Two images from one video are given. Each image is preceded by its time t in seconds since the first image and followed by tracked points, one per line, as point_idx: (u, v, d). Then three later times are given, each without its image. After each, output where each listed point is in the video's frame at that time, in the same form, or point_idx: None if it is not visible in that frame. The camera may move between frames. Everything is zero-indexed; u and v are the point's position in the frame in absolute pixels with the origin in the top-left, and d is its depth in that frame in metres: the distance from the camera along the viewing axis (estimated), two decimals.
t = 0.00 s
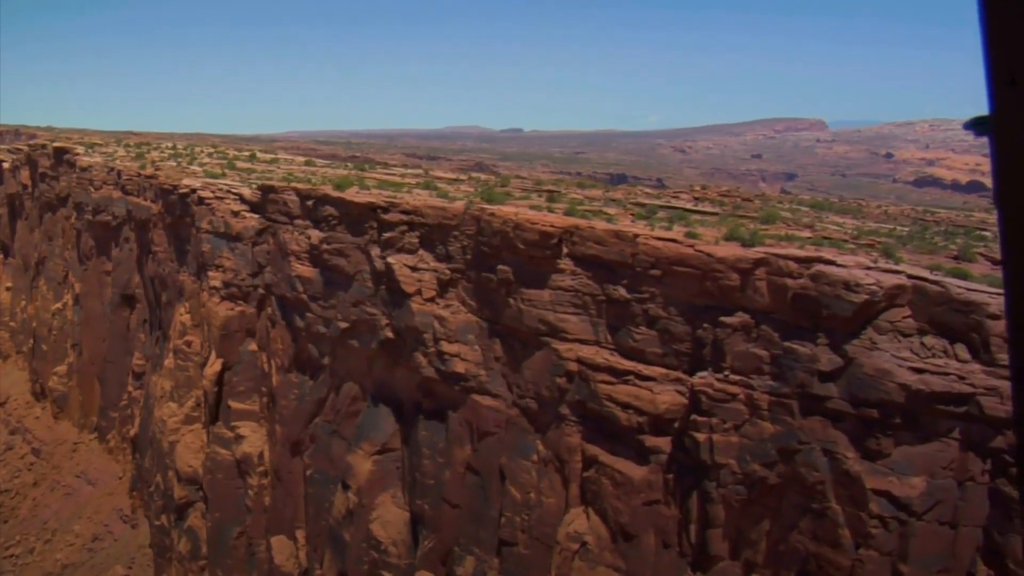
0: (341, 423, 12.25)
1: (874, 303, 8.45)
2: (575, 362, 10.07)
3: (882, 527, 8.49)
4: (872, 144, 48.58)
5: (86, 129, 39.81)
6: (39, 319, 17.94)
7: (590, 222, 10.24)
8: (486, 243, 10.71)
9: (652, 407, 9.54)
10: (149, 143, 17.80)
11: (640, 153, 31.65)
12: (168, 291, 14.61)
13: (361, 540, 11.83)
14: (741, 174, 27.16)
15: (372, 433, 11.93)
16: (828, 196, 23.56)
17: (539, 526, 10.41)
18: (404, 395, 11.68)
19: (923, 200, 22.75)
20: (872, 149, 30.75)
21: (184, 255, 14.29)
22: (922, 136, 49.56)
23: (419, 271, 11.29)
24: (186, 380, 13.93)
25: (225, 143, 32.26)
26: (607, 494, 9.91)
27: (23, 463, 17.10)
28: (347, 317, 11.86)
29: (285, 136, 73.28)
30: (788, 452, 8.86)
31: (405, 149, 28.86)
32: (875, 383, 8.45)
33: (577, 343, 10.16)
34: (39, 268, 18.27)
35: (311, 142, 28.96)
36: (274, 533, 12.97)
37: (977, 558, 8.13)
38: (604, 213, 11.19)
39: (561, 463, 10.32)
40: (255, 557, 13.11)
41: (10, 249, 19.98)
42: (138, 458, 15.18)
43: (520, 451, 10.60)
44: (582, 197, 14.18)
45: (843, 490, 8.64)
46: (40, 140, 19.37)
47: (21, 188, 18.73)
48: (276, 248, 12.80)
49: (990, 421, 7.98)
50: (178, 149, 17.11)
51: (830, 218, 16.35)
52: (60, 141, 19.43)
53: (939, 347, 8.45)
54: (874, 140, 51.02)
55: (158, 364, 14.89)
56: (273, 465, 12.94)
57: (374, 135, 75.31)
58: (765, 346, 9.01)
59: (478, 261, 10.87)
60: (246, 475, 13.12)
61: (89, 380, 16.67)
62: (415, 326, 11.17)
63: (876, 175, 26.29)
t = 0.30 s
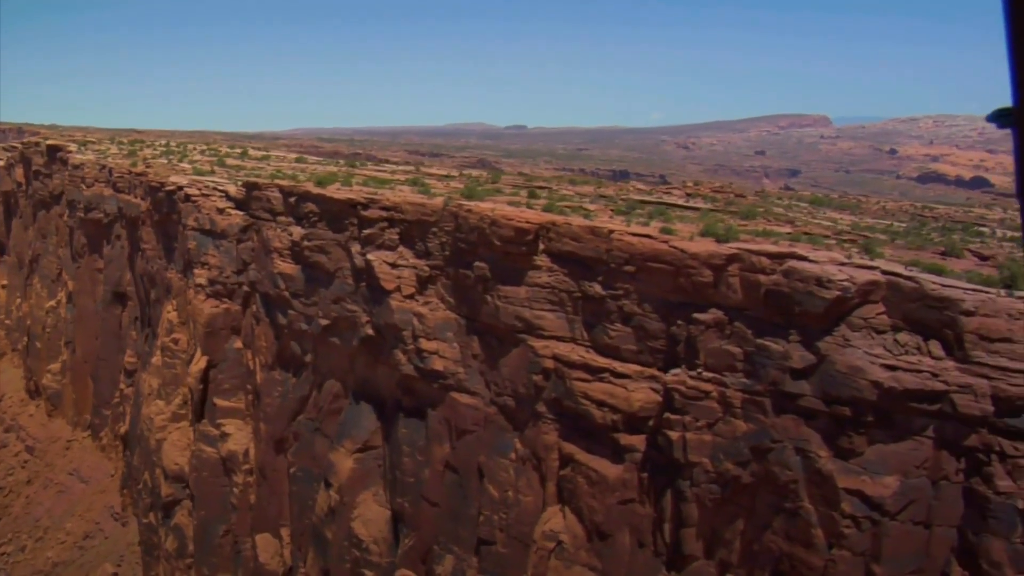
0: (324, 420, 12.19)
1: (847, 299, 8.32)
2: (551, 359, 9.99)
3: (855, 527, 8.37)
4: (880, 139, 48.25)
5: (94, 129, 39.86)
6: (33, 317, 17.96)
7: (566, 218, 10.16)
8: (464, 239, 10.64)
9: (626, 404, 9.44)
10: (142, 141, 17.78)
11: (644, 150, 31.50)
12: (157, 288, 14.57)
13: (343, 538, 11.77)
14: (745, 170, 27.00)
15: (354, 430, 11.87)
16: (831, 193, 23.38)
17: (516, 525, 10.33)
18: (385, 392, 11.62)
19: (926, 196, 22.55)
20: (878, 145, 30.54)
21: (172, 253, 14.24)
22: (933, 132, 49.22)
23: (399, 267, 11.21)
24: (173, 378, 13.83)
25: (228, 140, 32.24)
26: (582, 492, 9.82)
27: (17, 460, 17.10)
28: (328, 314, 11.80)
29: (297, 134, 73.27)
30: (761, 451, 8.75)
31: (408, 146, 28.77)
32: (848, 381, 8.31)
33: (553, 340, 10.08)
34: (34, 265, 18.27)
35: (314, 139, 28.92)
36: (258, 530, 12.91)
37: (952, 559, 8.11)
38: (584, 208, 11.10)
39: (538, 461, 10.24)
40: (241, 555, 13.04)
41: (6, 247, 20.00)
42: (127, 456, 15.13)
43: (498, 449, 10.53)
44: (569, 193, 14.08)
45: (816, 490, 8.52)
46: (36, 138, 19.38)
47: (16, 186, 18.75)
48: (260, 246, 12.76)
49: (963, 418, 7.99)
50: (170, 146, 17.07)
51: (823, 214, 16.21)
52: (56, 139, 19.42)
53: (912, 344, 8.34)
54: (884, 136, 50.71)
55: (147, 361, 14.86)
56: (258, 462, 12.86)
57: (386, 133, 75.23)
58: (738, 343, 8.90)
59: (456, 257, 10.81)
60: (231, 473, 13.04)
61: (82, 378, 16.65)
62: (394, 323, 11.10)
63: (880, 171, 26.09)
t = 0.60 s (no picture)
0: (298, 421, 12.12)
1: (811, 299, 8.18)
2: (519, 359, 9.90)
3: (818, 530, 8.24)
4: (881, 139, 48.09)
5: (95, 130, 39.94)
6: (19, 317, 17.94)
7: (535, 217, 10.07)
8: (433, 239, 10.57)
9: (592, 405, 9.36)
10: (128, 140, 17.73)
11: (640, 150, 31.38)
12: (137, 288, 14.50)
13: (317, 539, 11.69)
14: (742, 170, 26.88)
15: (327, 431, 11.81)
16: (826, 193, 23.26)
17: (485, 526, 10.23)
18: (358, 393, 11.54)
19: (922, 196, 22.41)
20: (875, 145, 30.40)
21: (151, 252, 14.15)
22: (935, 131, 49.01)
23: (370, 267, 11.14)
24: (152, 378, 13.74)
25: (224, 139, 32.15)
26: (549, 494, 9.73)
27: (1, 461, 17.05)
28: (301, 314, 11.74)
29: (301, 135, 73.34)
30: (724, 453, 8.64)
31: (404, 145, 28.67)
32: (810, 382, 8.20)
33: (521, 340, 9.99)
34: (20, 265, 18.23)
35: (309, 139, 28.83)
36: (234, 531, 12.84)
37: (917, 562, 7.99)
38: (555, 208, 11.02)
39: (507, 463, 10.16)
40: (217, 555, 12.92)
41: None
42: (108, 456, 15.06)
43: (467, 450, 10.45)
44: (549, 192, 14.00)
45: (779, 492, 8.41)
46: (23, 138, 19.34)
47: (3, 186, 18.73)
48: (235, 245, 12.70)
49: (927, 419, 7.85)
50: (155, 146, 17.02)
51: (808, 215, 16.12)
52: (44, 139, 19.38)
53: (877, 344, 8.22)
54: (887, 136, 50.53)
55: (127, 360, 14.81)
56: (234, 463, 12.78)
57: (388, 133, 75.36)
58: (702, 343, 8.80)
59: (426, 257, 10.73)
60: (208, 473, 12.93)
61: (65, 378, 16.61)
62: (366, 322, 11.03)
63: (876, 171, 25.97)
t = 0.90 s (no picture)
0: (271, 432, 12.05)
1: (770, 308, 8.07)
2: (485, 371, 9.81)
3: (780, 543, 8.07)
4: (880, 150, 47.98)
5: (93, 143, 39.98)
6: (3, 330, 17.92)
7: (501, 227, 9.99)
8: (401, 249, 10.50)
9: (555, 416, 9.26)
10: (113, 152, 17.71)
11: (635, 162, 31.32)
12: (116, 300, 14.45)
13: (289, 552, 11.58)
14: (737, 181, 26.78)
15: (299, 443, 11.74)
16: (819, 203, 23.16)
17: (453, 539, 10.10)
18: (330, 405, 11.45)
19: (916, 206, 22.29)
20: (871, 156, 30.32)
21: (129, 263, 14.08)
22: (934, 142, 48.90)
23: (340, 278, 11.07)
24: (129, 390, 13.68)
25: (218, 151, 32.13)
26: (515, 507, 9.61)
27: None
28: (273, 325, 11.69)
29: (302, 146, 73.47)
30: (686, 465, 8.54)
31: (398, 157, 28.61)
32: (771, 393, 8.09)
33: (487, 351, 9.90)
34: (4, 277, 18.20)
35: (304, 151, 28.79)
36: (209, 545, 12.71)
37: None
38: (525, 218, 10.96)
39: (474, 475, 10.05)
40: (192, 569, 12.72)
41: None
42: (87, 469, 14.96)
43: (435, 462, 10.35)
44: (528, 204, 13.92)
45: (741, 505, 8.27)
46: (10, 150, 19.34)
47: None
48: (210, 257, 12.65)
49: (891, 430, 7.73)
50: (138, 158, 16.99)
51: (792, 226, 16.03)
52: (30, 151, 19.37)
53: (839, 354, 8.10)
54: (887, 147, 50.44)
55: (105, 372, 14.78)
56: (209, 475, 12.69)
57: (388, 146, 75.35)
58: (665, 354, 8.71)
59: (394, 268, 10.65)
60: (183, 485, 12.85)
61: (48, 390, 16.55)
62: (336, 334, 10.96)
63: (871, 181, 25.87)
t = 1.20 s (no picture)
0: (239, 452, 11.93)
1: (720, 324, 7.98)
2: (444, 389, 9.71)
3: (735, 563, 7.91)
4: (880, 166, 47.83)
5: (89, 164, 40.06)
6: None
7: (461, 244, 9.92)
8: (363, 267, 10.44)
9: (512, 434, 9.16)
10: (94, 172, 17.71)
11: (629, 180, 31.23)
12: (90, 319, 14.39)
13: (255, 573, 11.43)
14: (730, 199, 26.67)
15: (267, 463, 11.61)
16: (810, 220, 23.04)
17: (415, 559, 9.95)
18: (295, 424, 11.36)
19: (909, 222, 22.14)
20: (866, 173, 30.19)
21: (103, 282, 14.03)
22: (934, 159, 48.74)
23: (304, 296, 11.03)
24: (102, 410, 13.58)
25: (212, 172, 32.14)
26: (474, 526, 9.47)
27: None
28: (239, 344, 11.62)
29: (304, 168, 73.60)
30: (641, 483, 8.42)
31: (390, 176, 28.57)
32: (722, 409, 7.98)
33: (447, 369, 9.81)
34: None
35: (296, 171, 28.77)
36: (182, 565, 12.41)
37: None
38: (489, 234, 10.89)
39: (435, 494, 9.91)
40: None
41: None
42: (63, 490, 14.81)
43: (397, 481, 10.23)
44: (502, 221, 13.85)
45: (694, 524, 8.12)
46: None
47: None
48: (180, 276, 12.61)
49: (845, 447, 7.57)
50: (117, 178, 16.99)
51: (772, 242, 15.94)
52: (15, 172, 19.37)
53: (792, 370, 7.97)
54: (888, 163, 50.28)
55: (79, 393, 14.72)
56: (180, 495, 12.50)
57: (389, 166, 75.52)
58: (619, 370, 8.61)
59: (357, 285, 10.58)
60: (154, 506, 12.64)
61: (27, 411, 16.48)
62: (299, 352, 10.89)
63: (864, 197, 25.76)
